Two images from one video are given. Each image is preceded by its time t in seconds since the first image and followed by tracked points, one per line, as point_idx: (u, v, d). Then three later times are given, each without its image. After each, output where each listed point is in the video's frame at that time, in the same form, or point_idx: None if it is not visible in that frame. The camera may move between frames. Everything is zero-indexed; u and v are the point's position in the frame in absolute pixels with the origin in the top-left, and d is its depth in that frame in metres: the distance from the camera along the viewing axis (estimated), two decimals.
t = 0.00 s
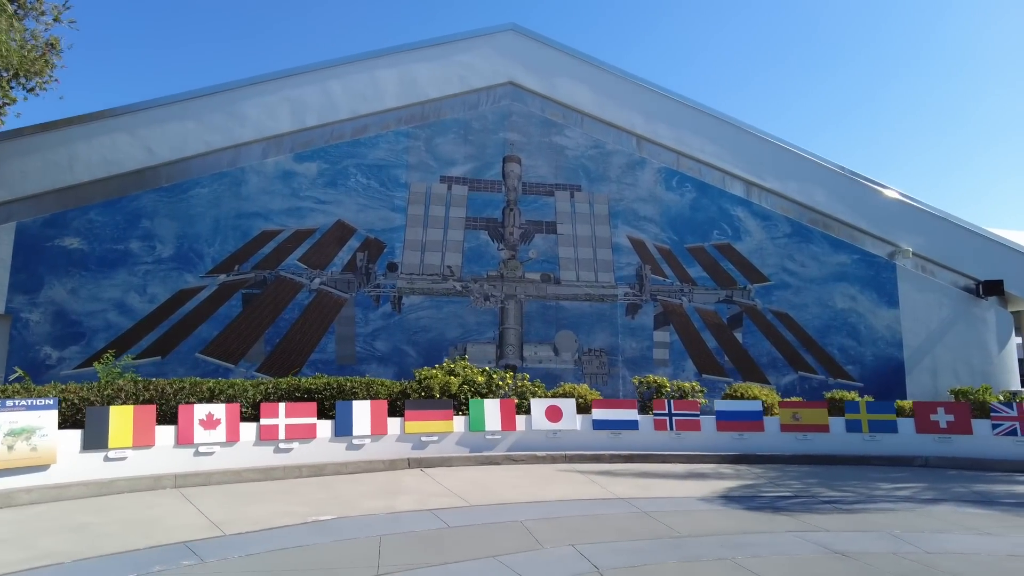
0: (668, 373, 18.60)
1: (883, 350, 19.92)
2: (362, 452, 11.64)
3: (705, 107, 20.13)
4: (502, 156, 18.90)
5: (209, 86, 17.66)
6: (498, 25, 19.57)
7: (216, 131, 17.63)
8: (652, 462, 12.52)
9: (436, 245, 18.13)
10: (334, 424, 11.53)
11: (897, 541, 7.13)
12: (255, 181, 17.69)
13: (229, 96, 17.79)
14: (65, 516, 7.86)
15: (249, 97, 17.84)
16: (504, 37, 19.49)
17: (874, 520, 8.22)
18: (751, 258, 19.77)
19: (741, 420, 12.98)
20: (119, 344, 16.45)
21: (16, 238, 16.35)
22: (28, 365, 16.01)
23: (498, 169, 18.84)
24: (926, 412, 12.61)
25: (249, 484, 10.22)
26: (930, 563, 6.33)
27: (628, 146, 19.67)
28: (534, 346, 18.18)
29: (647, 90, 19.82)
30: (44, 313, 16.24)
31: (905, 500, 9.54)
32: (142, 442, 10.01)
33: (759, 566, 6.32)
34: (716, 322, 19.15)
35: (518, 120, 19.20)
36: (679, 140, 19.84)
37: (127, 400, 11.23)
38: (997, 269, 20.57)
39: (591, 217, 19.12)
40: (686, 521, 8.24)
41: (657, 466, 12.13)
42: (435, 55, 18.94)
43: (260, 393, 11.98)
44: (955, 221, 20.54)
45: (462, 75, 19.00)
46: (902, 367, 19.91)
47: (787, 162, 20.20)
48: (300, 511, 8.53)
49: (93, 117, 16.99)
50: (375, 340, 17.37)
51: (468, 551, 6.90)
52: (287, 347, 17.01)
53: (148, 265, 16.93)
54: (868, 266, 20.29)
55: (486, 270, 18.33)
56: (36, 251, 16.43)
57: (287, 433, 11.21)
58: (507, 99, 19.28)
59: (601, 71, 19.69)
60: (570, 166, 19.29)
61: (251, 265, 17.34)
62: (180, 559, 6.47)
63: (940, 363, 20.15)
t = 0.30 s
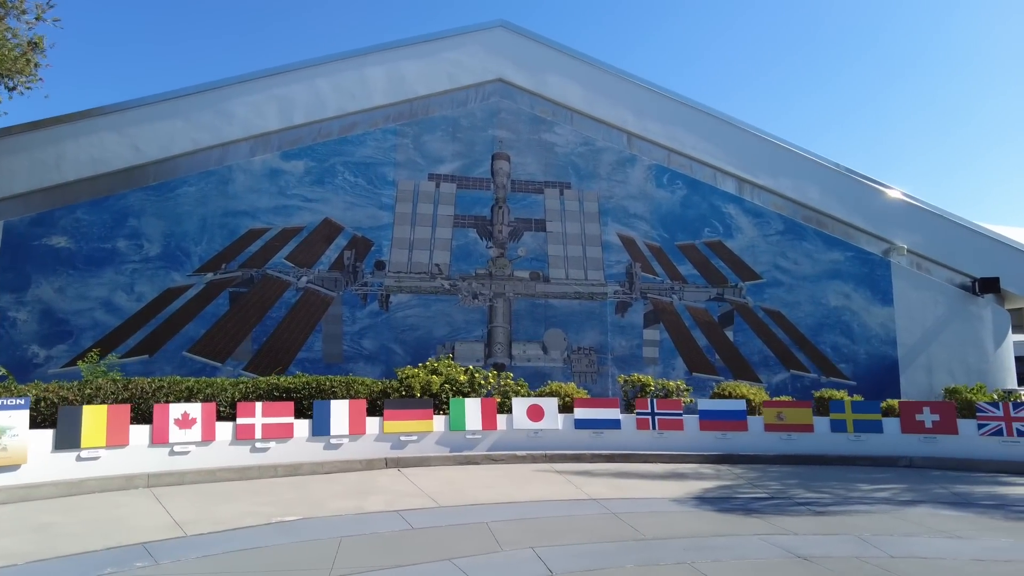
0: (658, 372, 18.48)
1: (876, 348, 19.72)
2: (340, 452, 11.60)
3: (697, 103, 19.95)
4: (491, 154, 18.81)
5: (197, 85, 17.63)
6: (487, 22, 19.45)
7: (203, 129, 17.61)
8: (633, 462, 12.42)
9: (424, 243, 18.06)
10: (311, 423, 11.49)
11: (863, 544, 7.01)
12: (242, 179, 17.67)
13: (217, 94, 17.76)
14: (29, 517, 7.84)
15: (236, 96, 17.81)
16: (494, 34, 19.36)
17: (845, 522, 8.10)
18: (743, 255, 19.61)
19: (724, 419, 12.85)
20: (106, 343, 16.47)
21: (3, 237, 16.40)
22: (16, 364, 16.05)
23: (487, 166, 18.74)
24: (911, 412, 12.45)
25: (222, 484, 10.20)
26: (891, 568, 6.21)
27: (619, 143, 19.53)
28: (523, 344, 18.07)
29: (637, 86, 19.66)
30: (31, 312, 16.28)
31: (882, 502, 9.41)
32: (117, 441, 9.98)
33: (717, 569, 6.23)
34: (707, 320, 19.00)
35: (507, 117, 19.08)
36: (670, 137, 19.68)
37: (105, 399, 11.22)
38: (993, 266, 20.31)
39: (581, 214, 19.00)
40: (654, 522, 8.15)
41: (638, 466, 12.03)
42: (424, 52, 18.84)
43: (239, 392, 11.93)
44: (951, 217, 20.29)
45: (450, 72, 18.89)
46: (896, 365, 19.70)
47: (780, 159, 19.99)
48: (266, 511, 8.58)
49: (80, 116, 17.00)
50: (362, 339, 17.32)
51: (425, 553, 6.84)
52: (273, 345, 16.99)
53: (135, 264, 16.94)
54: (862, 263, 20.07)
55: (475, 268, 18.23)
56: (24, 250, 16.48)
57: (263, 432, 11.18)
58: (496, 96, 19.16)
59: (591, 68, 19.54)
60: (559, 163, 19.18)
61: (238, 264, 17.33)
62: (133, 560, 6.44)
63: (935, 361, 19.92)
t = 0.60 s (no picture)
0: (648, 370, 18.30)
1: (870, 346, 19.48)
2: (316, 450, 11.48)
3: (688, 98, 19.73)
4: (479, 150, 18.65)
5: (183, 81, 17.53)
6: (476, 17, 19.27)
7: (189, 126, 17.51)
8: (615, 461, 12.25)
9: (411, 240, 17.93)
10: (287, 421, 11.38)
11: (833, 547, 6.82)
12: (228, 176, 17.57)
13: (203, 90, 17.65)
14: None
15: (222, 92, 17.69)
16: (482, 29, 19.19)
17: (818, 523, 7.92)
18: (734, 252, 19.41)
19: (707, 417, 12.64)
20: (91, 340, 16.37)
21: None
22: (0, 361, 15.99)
23: (475, 162, 18.58)
24: (897, 411, 12.24)
25: (194, 482, 10.09)
26: (857, 571, 6.04)
27: (609, 139, 19.34)
28: (511, 342, 17.89)
29: (628, 81, 19.46)
30: (16, 309, 16.21)
31: (861, 502, 9.21)
32: (87, 439, 9.91)
33: (678, 572, 6.06)
34: (697, 318, 18.81)
35: (495, 113, 18.92)
36: (661, 133, 19.48)
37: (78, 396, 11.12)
38: (989, 263, 20.06)
39: (570, 211, 18.82)
40: (624, 523, 7.98)
41: (619, 465, 11.86)
42: (411, 47, 18.69)
43: (216, 390, 11.83)
44: (946, 214, 20.04)
45: (438, 67, 18.74)
46: (889, 363, 19.46)
47: (773, 154, 19.76)
48: (231, 509, 8.48)
49: (65, 113, 16.91)
50: (348, 336, 17.20)
51: (383, 554, 6.70)
52: (259, 343, 16.88)
53: (120, 261, 16.85)
54: (856, 260, 19.83)
55: (462, 265, 18.08)
56: (8, 247, 16.41)
57: (238, 430, 11.06)
58: (484, 92, 18.99)
59: (581, 63, 19.35)
60: (548, 159, 19.01)
61: (223, 260, 17.23)
62: (82, 561, 6.31)
63: (930, 359, 19.68)
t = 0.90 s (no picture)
0: (637, 366, 18.13)
1: (863, 343, 19.25)
2: (292, 448, 11.41)
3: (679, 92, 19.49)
4: (467, 144, 18.47)
5: (168, 76, 17.40)
6: (464, 10, 19.05)
7: (174, 121, 17.39)
8: (595, 459, 12.11)
9: (398, 235, 17.79)
10: (263, 419, 11.29)
11: (799, 551, 6.65)
12: (213, 171, 17.47)
13: (188, 85, 17.53)
14: None
15: (208, 87, 17.57)
16: (471, 22, 18.98)
17: (789, 526, 7.76)
18: (725, 247, 19.20)
19: (690, 416, 12.46)
20: (75, 337, 16.31)
21: None
22: None
23: (463, 157, 18.41)
24: (883, 409, 12.05)
25: (165, 480, 10.01)
26: None
27: (598, 133, 19.13)
28: (498, 338, 17.71)
29: (618, 75, 19.23)
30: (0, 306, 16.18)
31: (838, 504, 9.03)
32: (57, 437, 9.87)
33: None
34: (687, 314, 18.63)
35: (483, 107, 18.72)
36: (651, 127, 19.26)
37: (53, 394, 11.06)
38: (984, 259, 19.81)
39: (559, 206, 18.65)
40: (591, 524, 7.84)
41: (599, 464, 11.73)
42: (399, 41, 18.50)
43: (192, 387, 11.75)
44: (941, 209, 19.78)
45: (426, 61, 18.55)
46: (883, 360, 19.22)
47: (765, 149, 19.51)
48: (195, 509, 8.38)
49: (49, 108, 16.81)
50: (334, 333, 17.09)
51: (338, 556, 6.57)
52: (244, 339, 16.78)
53: (105, 257, 16.78)
54: (849, 256, 19.58)
55: (449, 261, 17.91)
56: None
57: (213, 428, 10.98)
58: (472, 86, 18.80)
59: (571, 56, 19.13)
60: (537, 154, 18.82)
61: (209, 256, 17.14)
62: (30, 563, 6.21)
63: (924, 356, 19.43)
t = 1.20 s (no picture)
0: (621, 366, 17.99)
1: (849, 342, 19.08)
2: (261, 449, 11.30)
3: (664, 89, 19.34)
4: (449, 142, 18.34)
5: (147, 75, 17.30)
6: (447, 7, 18.93)
7: (153, 120, 17.28)
8: (568, 460, 11.98)
9: (379, 234, 17.67)
10: (231, 420, 11.18)
11: (751, 555, 6.51)
12: (193, 170, 17.37)
13: (168, 84, 17.42)
14: None
15: (188, 85, 17.46)
16: (453, 19, 18.85)
17: (748, 529, 7.63)
18: (710, 246, 19.05)
19: (666, 416, 12.30)
20: (53, 336, 16.23)
21: None
22: None
23: (445, 155, 18.28)
24: (859, 410, 11.88)
25: (127, 482, 9.91)
26: None
27: (582, 130, 18.99)
28: (480, 338, 17.57)
29: (602, 72, 19.09)
30: None
31: (805, 506, 8.89)
32: (18, 439, 9.78)
33: None
34: (671, 313, 18.49)
35: (466, 104, 18.59)
36: (635, 124, 19.11)
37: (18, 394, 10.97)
38: (971, 257, 19.66)
39: (542, 204, 18.52)
40: (547, 527, 7.72)
41: (571, 465, 11.61)
42: (381, 38, 18.37)
43: (161, 388, 11.66)
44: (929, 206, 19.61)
45: (407, 58, 18.42)
46: (870, 360, 19.05)
47: (751, 146, 19.34)
48: (149, 511, 8.27)
49: (28, 107, 16.73)
50: (314, 332, 16.99)
51: (281, 560, 6.46)
52: (223, 339, 16.68)
53: (83, 256, 16.69)
54: (836, 254, 19.41)
55: (431, 259, 17.78)
56: None
57: (180, 428, 10.87)
58: (454, 83, 18.67)
59: (554, 53, 18.99)
60: (520, 151, 18.69)
61: (188, 256, 17.05)
62: None
63: (911, 355, 19.25)
